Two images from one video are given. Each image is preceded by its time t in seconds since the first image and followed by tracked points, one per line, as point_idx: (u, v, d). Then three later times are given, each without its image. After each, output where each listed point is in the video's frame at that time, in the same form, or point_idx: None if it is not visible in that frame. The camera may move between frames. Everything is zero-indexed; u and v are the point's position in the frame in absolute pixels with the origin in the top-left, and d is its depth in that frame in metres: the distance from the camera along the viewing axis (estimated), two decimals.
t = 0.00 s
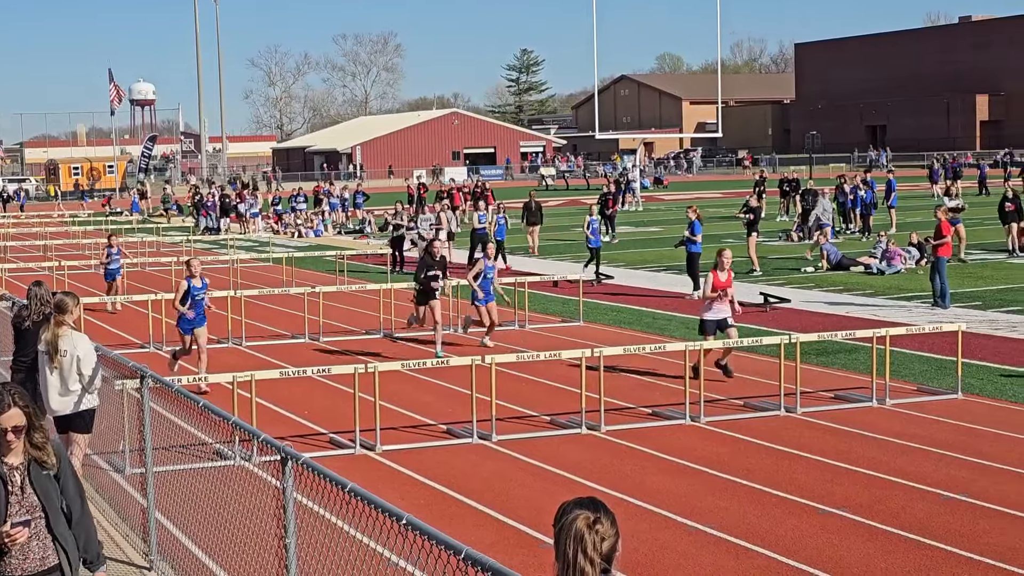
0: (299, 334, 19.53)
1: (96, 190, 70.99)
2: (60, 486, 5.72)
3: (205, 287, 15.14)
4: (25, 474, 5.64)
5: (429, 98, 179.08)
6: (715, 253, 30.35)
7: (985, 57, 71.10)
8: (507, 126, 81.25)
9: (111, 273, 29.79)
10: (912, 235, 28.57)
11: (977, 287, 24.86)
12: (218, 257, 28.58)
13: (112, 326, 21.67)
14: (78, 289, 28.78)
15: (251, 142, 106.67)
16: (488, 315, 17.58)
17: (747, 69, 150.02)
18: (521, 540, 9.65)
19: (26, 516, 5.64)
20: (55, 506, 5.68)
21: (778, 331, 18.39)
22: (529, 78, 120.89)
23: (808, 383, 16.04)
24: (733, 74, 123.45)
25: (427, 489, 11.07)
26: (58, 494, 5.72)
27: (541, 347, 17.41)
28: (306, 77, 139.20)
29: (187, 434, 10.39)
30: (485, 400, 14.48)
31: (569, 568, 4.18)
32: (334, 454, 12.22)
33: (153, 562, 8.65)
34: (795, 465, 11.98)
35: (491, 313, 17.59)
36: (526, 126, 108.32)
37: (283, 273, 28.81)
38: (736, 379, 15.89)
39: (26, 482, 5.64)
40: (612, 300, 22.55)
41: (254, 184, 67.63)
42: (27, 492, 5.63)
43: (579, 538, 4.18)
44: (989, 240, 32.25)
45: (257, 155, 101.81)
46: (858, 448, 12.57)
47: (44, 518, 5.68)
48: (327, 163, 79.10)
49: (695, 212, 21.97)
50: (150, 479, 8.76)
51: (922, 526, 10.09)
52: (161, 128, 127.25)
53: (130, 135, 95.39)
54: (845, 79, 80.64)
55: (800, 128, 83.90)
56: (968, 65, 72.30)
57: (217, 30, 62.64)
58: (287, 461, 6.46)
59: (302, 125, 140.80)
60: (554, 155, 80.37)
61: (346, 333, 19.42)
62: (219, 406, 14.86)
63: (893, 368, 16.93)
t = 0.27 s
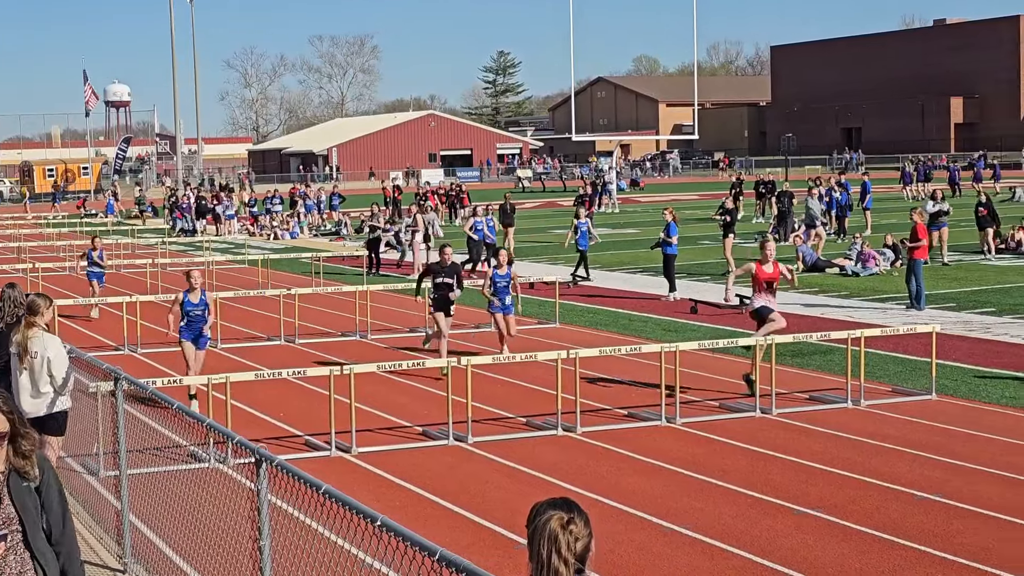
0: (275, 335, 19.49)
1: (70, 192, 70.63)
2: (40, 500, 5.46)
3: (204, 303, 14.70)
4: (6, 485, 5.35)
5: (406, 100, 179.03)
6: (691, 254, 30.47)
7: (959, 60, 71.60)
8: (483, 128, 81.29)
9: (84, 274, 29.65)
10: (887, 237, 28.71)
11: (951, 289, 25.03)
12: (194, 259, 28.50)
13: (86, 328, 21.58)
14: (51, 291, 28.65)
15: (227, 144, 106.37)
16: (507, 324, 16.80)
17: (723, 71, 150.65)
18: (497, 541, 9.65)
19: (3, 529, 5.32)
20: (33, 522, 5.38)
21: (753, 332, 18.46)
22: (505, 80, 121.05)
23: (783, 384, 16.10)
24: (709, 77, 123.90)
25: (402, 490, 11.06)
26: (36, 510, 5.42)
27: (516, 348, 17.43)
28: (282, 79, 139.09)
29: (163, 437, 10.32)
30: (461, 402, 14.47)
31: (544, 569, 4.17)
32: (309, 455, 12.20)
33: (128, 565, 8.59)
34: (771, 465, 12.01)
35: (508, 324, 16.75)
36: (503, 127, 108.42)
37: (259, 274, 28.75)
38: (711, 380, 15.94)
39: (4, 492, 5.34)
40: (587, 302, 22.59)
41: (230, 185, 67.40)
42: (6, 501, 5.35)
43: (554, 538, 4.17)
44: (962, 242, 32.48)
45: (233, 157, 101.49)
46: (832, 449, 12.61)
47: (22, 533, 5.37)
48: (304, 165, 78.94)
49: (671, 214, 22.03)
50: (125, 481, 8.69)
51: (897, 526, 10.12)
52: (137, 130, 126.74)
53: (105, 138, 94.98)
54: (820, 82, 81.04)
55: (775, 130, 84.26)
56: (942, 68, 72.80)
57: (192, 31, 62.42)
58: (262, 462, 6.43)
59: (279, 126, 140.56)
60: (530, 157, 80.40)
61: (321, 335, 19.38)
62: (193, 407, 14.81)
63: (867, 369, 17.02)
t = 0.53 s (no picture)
0: (245, 336, 19.38)
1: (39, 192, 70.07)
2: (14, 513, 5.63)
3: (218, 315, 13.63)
4: None
5: (377, 100, 178.65)
6: (662, 254, 30.54)
7: (928, 60, 72.10)
8: (455, 128, 81.23)
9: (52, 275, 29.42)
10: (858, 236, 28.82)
11: (920, 288, 25.16)
12: (163, 260, 28.32)
13: (54, 329, 21.40)
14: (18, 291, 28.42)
15: (198, 143, 105.84)
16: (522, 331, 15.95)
17: (693, 71, 151.14)
18: (468, 541, 9.63)
19: None
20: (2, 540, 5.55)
21: (724, 331, 18.50)
22: (477, 80, 121.02)
23: (754, 383, 16.16)
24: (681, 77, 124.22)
25: (373, 490, 11.02)
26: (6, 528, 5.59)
27: (488, 348, 17.42)
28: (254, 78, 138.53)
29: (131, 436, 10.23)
30: (432, 402, 14.44)
31: (513, 568, 4.16)
32: (279, 456, 12.13)
33: (96, 566, 8.52)
34: (741, 464, 12.04)
35: (524, 331, 15.95)
36: (475, 127, 108.39)
37: (229, 275, 28.60)
38: (682, 380, 15.98)
39: None
40: (559, 302, 22.60)
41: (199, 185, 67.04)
42: None
43: (523, 538, 4.16)
44: (931, 242, 32.66)
45: (204, 156, 100.98)
46: (802, 448, 12.66)
47: None
48: (274, 164, 78.63)
49: (642, 214, 22.06)
50: (93, 481, 8.61)
51: (867, 524, 10.16)
52: (106, 129, 125.91)
53: (74, 137, 94.33)
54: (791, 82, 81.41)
55: (747, 130, 84.57)
56: (911, 69, 73.28)
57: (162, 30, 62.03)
58: (232, 462, 6.39)
59: (250, 125, 139.98)
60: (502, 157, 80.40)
61: (292, 335, 19.30)
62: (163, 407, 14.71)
63: (837, 368, 17.08)
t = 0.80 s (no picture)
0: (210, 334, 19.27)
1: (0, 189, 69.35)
2: None
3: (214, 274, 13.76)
4: None
5: (343, 97, 178.06)
6: (628, 252, 30.61)
7: (892, 61, 72.68)
8: (420, 126, 81.08)
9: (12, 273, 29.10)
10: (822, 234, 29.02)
11: (883, 286, 25.37)
12: (126, 258, 28.08)
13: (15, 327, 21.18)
14: None
15: (162, 141, 105.13)
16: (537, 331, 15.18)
17: (659, 70, 151.69)
18: (433, 539, 9.62)
19: None
20: None
21: (689, 329, 18.57)
22: (443, 78, 120.93)
23: (719, 380, 16.23)
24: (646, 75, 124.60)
25: (338, 489, 10.98)
26: None
27: (453, 346, 17.41)
28: (218, 75, 137.73)
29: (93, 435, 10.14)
30: (397, 400, 14.42)
31: (473, 565, 4.16)
32: (243, 455, 12.06)
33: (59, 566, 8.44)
34: (708, 461, 12.08)
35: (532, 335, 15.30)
36: (441, 125, 108.33)
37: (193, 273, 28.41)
38: (648, 377, 16.02)
39: None
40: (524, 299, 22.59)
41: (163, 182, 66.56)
42: None
43: (483, 534, 4.16)
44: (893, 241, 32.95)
45: (168, 154, 100.33)
46: (767, 445, 12.72)
47: None
48: (239, 162, 78.20)
49: (608, 212, 22.11)
50: (55, 480, 8.53)
51: (830, 521, 10.22)
52: (69, 126, 124.86)
53: (37, 134, 93.43)
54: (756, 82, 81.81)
55: (712, 129, 84.96)
56: (875, 69, 73.85)
57: (125, 27, 61.54)
58: (195, 460, 6.35)
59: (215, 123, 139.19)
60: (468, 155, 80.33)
61: (257, 333, 19.20)
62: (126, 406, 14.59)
63: (801, 365, 17.21)
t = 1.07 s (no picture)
0: (166, 335, 19.14)
1: None
2: None
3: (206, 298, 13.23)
4: None
5: (301, 98, 177.45)
6: (586, 253, 30.71)
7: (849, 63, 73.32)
8: (379, 127, 80.92)
9: None
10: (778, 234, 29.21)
11: (838, 287, 25.59)
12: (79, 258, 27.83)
13: None
14: None
15: (118, 141, 104.27)
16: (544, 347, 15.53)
17: (616, 70, 152.16)
18: (390, 540, 9.61)
19: None
20: None
21: (647, 330, 18.66)
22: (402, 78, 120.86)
23: (676, 380, 16.32)
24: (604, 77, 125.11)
25: (295, 490, 10.94)
26: None
27: (411, 347, 17.39)
28: (175, 74, 136.87)
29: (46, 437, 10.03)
30: (354, 401, 14.39)
31: (426, 565, 4.17)
32: (199, 456, 11.98)
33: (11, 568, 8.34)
34: (665, 461, 12.14)
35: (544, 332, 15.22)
36: (399, 125, 108.24)
37: (148, 273, 28.21)
38: (605, 378, 16.08)
39: None
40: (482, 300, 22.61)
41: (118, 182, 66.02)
42: None
43: (437, 534, 4.16)
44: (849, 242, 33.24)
45: (125, 153, 99.52)
46: (724, 446, 12.79)
47: None
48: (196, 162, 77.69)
49: (565, 213, 22.18)
50: (7, 482, 8.44)
51: (786, 521, 10.30)
52: (23, 126, 123.61)
53: None
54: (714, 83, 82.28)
55: (670, 130, 85.36)
56: (832, 71, 74.48)
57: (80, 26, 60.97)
58: (148, 462, 6.31)
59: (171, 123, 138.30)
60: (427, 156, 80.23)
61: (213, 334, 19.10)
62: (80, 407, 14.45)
63: (758, 366, 17.33)
